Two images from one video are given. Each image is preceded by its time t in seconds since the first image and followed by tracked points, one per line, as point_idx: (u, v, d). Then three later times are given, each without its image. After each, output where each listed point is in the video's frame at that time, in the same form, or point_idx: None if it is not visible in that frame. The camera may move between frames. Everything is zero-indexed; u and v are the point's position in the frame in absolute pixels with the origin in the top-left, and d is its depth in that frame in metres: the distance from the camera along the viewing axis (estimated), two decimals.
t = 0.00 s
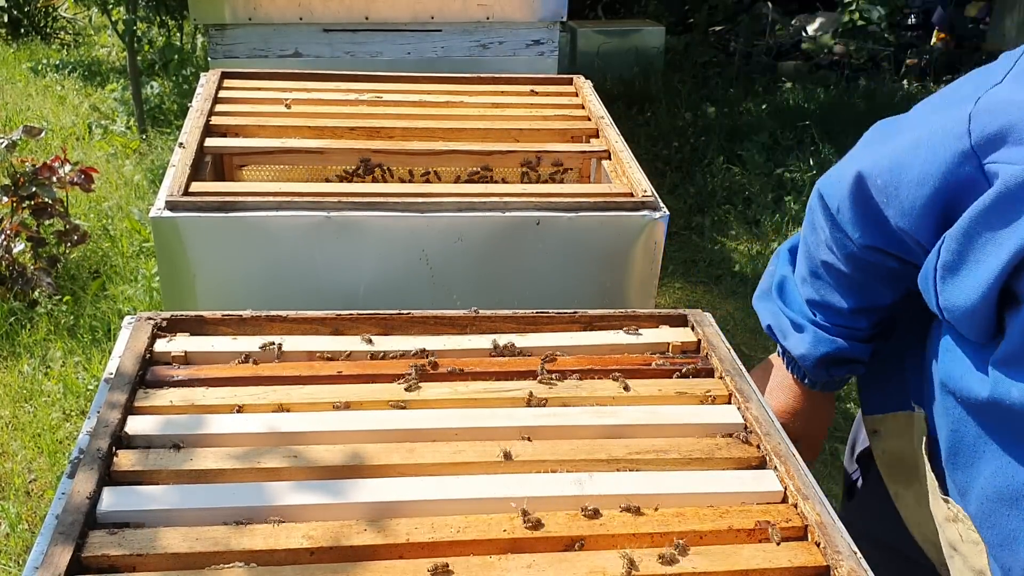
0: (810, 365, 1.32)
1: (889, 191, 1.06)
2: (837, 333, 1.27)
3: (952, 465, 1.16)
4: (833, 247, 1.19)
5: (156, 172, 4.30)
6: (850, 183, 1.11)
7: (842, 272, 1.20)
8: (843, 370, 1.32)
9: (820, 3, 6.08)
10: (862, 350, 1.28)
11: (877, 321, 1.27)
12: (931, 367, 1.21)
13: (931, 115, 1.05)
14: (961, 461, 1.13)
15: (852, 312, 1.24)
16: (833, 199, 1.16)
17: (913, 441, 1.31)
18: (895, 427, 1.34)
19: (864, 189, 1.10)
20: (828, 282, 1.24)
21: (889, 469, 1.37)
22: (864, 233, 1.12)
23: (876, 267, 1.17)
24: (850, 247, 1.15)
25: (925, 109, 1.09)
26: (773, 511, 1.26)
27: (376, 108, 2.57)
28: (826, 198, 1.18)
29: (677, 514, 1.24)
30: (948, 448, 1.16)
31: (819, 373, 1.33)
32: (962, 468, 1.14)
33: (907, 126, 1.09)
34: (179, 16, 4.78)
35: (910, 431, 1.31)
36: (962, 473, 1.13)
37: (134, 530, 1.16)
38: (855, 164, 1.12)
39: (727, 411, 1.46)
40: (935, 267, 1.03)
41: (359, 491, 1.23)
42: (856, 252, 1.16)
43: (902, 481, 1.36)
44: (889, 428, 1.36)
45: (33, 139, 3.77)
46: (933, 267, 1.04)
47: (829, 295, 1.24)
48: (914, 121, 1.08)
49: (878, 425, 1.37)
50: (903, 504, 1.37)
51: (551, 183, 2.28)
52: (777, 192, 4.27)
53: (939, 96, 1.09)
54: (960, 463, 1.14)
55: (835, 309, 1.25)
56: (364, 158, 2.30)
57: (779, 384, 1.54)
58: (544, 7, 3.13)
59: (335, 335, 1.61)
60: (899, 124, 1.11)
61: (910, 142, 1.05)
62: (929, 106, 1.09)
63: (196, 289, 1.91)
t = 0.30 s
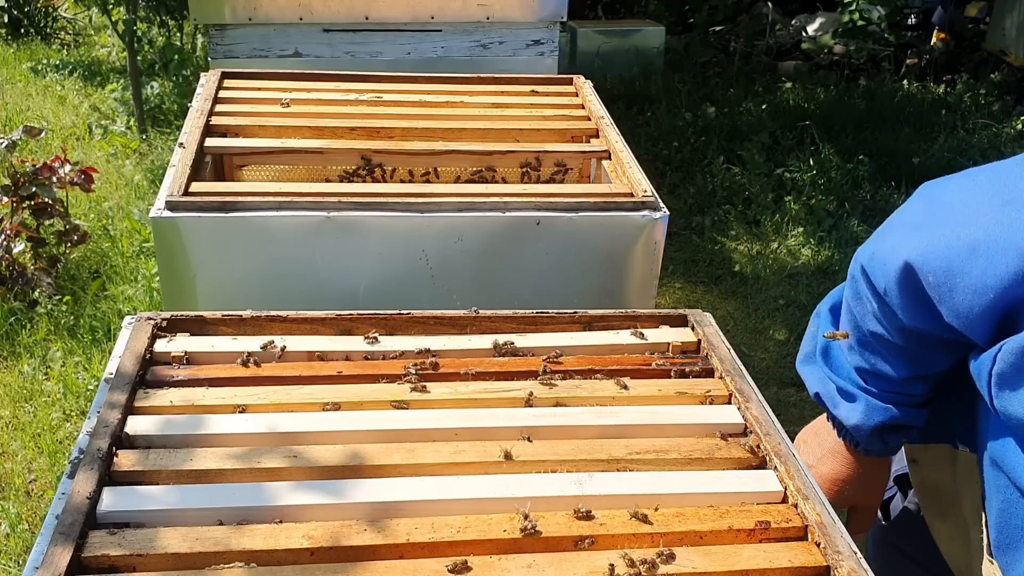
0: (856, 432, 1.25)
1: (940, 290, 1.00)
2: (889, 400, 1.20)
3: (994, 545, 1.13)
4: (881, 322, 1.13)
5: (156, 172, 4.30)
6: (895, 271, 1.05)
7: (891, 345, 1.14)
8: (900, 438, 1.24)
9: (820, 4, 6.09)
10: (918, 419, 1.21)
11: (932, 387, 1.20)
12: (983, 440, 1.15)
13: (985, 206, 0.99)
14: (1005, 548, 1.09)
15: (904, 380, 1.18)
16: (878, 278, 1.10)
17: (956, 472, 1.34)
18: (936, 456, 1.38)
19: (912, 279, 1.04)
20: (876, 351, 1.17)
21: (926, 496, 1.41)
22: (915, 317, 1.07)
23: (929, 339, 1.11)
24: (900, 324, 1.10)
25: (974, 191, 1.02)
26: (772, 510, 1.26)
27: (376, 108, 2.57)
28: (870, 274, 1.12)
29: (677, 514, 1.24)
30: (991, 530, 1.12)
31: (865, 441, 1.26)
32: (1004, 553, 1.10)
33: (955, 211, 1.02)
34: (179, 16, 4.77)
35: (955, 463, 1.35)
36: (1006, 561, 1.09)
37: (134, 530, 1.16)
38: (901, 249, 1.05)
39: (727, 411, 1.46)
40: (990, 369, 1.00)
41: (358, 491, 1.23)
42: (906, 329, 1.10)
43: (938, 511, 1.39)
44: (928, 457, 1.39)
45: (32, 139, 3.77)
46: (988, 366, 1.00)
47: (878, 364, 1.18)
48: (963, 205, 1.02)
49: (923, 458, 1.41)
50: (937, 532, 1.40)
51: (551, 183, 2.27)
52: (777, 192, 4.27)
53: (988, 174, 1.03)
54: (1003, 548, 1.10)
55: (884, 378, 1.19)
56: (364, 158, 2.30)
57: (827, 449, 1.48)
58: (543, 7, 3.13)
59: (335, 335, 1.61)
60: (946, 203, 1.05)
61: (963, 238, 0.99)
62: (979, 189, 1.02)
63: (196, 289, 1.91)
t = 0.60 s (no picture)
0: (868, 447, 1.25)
1: (959, 298, 1.00)
2: (902, 417, 1.20)
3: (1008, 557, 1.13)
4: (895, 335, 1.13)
5: (156, 172, 4.30)
6: (910, 281, 1.06)
7: (905, 357, 1.14)
8: (913, 457, 1.24)
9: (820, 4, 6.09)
10: (931, 435, 1.21)
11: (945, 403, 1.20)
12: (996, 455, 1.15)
13: (1001, 216, 1.00)
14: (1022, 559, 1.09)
15: (917, 395, 1.17)
16: (892, 290, 1.10)
17: (965, 483, 1.38)
18: (945, 467, 1.41)
19: (928, 289, 1.04)
20: (890, 365, 1.17)
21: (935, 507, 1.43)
22: (930, 328, 1.07)
23: (944, 352, 1.11)
24: (916, 336, 1.10)
25: (988, 201, 1.03)
26: (773, 510, 1.26)
27: (376, 108, 2.57)
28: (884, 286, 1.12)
29: (677, 514, 1.24)
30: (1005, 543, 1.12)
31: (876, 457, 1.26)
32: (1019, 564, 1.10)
33: (971, 221, 1.03)
34: (179, 16, 4.78)
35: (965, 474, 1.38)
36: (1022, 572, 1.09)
37: (134, 530, 1.16)
38: (917, 259, 1.06)
39: (727, 411, 1.46)
40: (1008, 380, 1.00)
41: (358, 491, 1.23)
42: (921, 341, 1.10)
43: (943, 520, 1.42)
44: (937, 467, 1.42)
45: (32, 140, 3.77)
46: (1007, 378, 1.00)
47: (891, 378, 1.18)
48: (978, 214, 1.02)
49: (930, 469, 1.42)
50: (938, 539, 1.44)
51: (551, 183, 2.28)
52: (777, 192, 4.27)
53: (1000, 185, 1.04)
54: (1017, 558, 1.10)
55: (897, 393, 1.19)
56: (364, 158, 2.30)
57: (839, 473, 1.44)
58: (543, 7, 3.13)
59: (335, 335, 1.61)
60: (960, 215, 1.05)
61: (981, 246, 0.99)
62: (992, 200, 1.03)
63: (197, 289, 1.91)
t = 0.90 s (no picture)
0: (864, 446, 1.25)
1: (955, 303, 1.01)
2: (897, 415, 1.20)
3: (1001, 556, 1.13)
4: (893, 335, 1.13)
5: (156, 172, 4.30)
6: (908, 283, 1.06)
7: (903, 358, 1.14)
8: (907, 454, 1.23)
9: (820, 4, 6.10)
10: (925, 433, 1.21)
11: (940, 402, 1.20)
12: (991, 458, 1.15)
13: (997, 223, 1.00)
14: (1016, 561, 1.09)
15: (912, 394, 1.17)
16: (889, 291, 1.10)
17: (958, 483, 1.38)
18: (942, 465, 1.41)
19: (925, 292, 1.04)
20: (886, 364, 1.17)
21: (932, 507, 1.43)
22: (927, 330, 1.07)
23: (939, 352, 1.11)
24: (911, 337, 1.10)
25: (987, 207, 1.03)
26: (773, 510, 1.26)
27: (376, 108, 2.57)
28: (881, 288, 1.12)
29: (677, 514, 1.24)
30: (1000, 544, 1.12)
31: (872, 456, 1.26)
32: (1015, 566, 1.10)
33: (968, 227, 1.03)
34: (179, 16, 4.78)
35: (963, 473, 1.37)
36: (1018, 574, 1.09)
37: (134, 530, 1.16)
38: (914, 262, 1.06)
39: (727, 411, 1.46)
40: (1002, 384, 1.00)
41: (358, 491, 1.23)
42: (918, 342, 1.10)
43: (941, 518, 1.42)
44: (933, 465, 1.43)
45: (33, 140, 3.77)
46: (1001, 382, 1.00)
47: (886, 377, 1.18)
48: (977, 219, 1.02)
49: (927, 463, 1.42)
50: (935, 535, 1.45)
51: (551, 183, 2.28)
52: (777, 192, 4.27)
53: (999, 191, 1.04)
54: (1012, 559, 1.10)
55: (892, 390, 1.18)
56: (364, 158, 2.30)
57: (836, 467, 1.44)
58: (544, 7, 3.13)
59: (336, 335, 1.61)
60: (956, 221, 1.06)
61: (977, 252, 1.00)
62: (990, 207, 1.04)
63: (197, 289, 1.91)
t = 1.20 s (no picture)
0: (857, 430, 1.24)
1: (937, 278, 1.01)
2: (885, 400, 1.20)
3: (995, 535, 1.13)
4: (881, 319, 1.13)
5: (156, 172, 4.30)
6: (892, 262, 1.06)
7: (892, 341, 1.14)
8: (894, 439, 1.24)
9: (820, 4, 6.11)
10: (913, 419, 1.21)
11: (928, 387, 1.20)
12: (982, 439, 1.15)
13: (976, 194, 1.00)
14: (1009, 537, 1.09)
15: (900, 378, 1.17)
16: (874, 271, 1.10)
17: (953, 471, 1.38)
18: (934, 455, 1.41)
19: (909, 270, 1.04)
20: (874, 348, 1.17)
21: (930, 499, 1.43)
22: (912, 310, 1.07)
23: (925, 335, 1.11)
24: (898, 318, 1.10)
25: (968, 185, 1.03)
26: (773, 510, 1.26)
27: (376, 108, 2.57)
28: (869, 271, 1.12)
29: (677, 514, 1.24)
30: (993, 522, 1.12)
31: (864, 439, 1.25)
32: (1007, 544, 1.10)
33: (949, 203, 1.03)
34: (179, 16, 4.77)
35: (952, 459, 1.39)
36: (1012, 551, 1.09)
37: (134, 530, 1.16)
38: (899, 241, 1.06)
39: (727, 411, 1.46)
40: (988, 356, 1.00)
41: (358, 491, 1.23)
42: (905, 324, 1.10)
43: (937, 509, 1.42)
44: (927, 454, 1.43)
45: (33, 141, 3.77)
46: (985, 354, 1.00)
47: (874, 361, 1.18)
48: (959, 198, 1.02)
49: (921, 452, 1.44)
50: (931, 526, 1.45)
51: (551, 183, 2.28)
52: (777, 192, 4.27)
53: (981, 170, 1.04)
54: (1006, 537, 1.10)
55: (884, 376, 1.18)
56: (364, 158, 2.30)
57: (826, 457, 1.45)
58: (544, 7, 3.13)
59: (336, 335, 1.61)
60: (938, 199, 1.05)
61: (959, 226, 0.99)
62: (971, 182, 1.03)
63: (197, 290, 1.91)
